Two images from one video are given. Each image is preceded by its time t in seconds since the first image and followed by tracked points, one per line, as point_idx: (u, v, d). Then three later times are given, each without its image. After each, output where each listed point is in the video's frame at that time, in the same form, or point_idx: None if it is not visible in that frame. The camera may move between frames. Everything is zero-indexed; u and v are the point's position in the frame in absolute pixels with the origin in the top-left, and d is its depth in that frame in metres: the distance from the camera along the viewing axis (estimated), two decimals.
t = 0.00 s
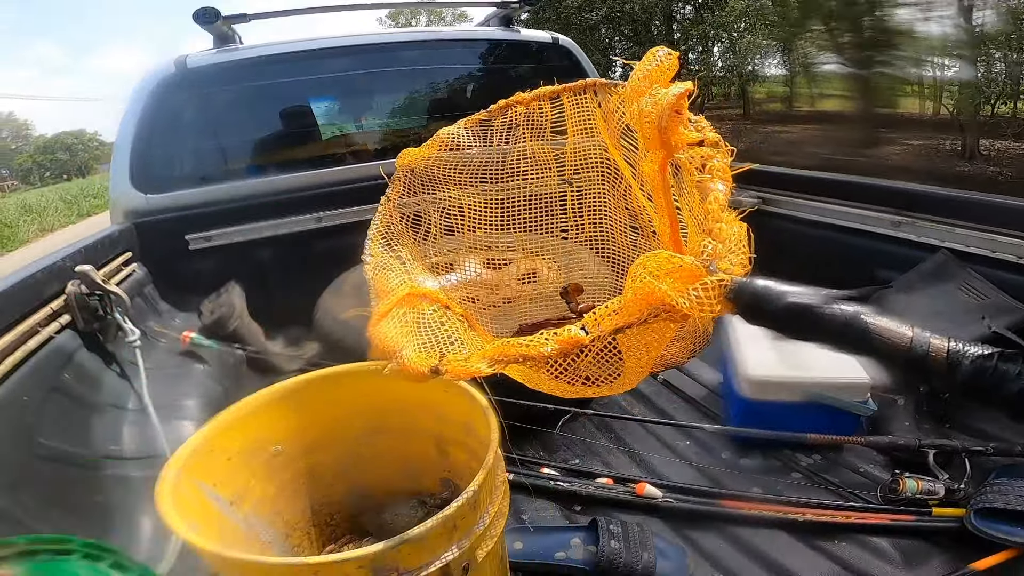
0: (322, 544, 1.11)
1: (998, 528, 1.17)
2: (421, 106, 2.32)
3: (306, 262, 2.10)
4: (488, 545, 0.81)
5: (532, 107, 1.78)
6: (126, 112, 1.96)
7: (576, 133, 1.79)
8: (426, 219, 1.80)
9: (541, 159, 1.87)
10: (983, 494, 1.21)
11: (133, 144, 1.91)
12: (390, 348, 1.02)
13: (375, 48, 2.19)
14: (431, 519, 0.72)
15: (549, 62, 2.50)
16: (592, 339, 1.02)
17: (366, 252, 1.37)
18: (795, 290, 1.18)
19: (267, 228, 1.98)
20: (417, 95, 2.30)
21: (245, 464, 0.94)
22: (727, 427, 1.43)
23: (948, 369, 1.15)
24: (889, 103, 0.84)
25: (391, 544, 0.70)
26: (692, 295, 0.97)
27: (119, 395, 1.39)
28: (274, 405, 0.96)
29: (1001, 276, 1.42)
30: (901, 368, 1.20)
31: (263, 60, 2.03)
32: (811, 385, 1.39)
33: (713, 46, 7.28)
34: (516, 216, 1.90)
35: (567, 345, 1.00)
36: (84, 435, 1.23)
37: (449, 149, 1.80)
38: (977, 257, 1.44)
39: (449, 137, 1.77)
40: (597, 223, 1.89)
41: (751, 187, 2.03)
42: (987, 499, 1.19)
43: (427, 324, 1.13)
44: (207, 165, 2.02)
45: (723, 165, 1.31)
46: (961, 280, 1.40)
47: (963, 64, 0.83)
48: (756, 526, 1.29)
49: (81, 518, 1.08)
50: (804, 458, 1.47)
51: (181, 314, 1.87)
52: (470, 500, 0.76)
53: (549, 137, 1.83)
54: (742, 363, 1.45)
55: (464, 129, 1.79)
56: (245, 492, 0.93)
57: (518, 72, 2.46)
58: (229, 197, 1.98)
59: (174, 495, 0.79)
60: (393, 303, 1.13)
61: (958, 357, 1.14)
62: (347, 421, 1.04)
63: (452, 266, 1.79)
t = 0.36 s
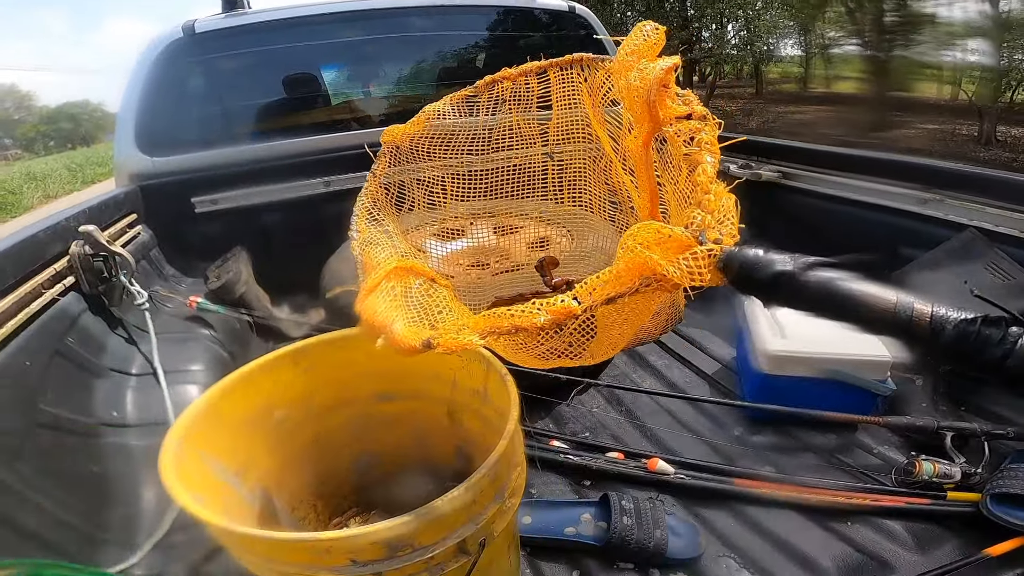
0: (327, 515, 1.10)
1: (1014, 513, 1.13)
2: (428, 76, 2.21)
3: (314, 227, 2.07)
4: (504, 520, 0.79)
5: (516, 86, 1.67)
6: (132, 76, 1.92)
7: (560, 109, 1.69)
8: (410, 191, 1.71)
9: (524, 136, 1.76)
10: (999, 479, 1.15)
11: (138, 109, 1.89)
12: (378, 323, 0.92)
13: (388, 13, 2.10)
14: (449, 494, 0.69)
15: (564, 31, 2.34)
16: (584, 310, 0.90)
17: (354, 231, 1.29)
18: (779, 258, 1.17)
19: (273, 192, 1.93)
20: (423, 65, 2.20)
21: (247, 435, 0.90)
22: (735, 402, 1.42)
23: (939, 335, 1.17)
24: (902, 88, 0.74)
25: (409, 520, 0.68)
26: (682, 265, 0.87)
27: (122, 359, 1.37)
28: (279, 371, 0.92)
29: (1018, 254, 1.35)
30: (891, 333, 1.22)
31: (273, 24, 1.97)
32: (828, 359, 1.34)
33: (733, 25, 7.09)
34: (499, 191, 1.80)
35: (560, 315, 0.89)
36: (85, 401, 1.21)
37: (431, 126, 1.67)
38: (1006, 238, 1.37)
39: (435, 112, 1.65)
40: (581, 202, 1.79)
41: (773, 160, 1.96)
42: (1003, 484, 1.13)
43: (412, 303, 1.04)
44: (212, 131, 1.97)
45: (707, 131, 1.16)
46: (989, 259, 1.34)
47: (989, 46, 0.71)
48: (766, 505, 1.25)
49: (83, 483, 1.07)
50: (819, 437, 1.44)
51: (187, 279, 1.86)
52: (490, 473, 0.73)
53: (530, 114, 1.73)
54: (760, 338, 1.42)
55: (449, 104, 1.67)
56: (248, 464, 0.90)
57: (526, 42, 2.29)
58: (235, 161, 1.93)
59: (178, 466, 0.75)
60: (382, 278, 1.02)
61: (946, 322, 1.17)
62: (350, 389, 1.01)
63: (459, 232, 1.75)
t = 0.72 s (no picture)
0: (326, 488, 1.13)
1: (992, 501, 1.15)
2: (432, 53, 2.18)
3: (315, 206, 2.07)
4: (496, 494, 0.80)
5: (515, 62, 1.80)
6: (134, 53, 1.92)
7: (557, 88, 1.81)
8: (409, 165, 1.83)
9: (522, 115, 1.87)
10: (981, 466, 1.18)
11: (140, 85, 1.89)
12: (364, 274, 1.08)
13: None
14: (442, 468, 0.70)
15: (569, 12, 2.31)
16: (571, 261, 0.98)
17: (348, 190, 1.38)
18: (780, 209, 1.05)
19: (277, 169, 1.97)
20: (426, 42, 2.17)
21: (248, 406, 0.92)
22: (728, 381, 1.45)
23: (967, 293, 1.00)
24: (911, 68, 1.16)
25: (402, 493, 0.69)
26: (666, 216, 0.90)
27: (123, 334, 1.39)
28: (279, 343, 0.94)
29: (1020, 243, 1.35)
30: (866, 278, 1.39)
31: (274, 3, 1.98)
32: (821, 341, 1.36)
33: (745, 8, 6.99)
34: (494, 165, 1.90)
35: (547, 260, 0.99)
36: (88, 375, 1.23)
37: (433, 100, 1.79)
38: (1000, 225, 1.38)
39: (431, 84, 1.75)
40: (575, 173, 1.91)
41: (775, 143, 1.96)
42: (986, 471, 1.16)
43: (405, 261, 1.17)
44: (213, 110, 1.98)
45: (693, 98, 1.16)
46: (984, 245, 1.35)
47: (997, 40, 1.13)
48: (752, 488, 1.27)
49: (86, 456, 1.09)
50: (807, 420, 1.45)
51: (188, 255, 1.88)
52: (482, 447, 0.74)
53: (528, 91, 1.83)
54: (755, 319, 1.43)
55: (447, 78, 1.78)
56: (249, 436, 0.92)
57: (530, 21, 2.25)
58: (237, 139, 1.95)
59: (178, 437, 0.77)
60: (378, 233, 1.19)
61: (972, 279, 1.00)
62: (348, 360, 1.02)
63: (460, 211, 1.84)
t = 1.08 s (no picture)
0: (313, 473, 1.11)
1: (980, 490, 1.15)
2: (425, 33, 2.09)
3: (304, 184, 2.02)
4: (484, 482, 0.79)
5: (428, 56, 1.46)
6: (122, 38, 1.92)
7: (478, 75, 1.48)
8: (340, 156, 1.52)
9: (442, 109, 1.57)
10: (971, 454, 1.18)
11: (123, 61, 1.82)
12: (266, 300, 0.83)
13: None
14: (425, 459, 0.68)
15: None
16: (495, 273, 0.79)
17: (249, 203, 1.09)
18: (698, 199, 0.83)
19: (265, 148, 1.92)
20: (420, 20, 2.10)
21: (230, 390, 0.90)
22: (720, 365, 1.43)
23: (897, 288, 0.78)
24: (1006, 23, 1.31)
25: (385, 484, 0.67)
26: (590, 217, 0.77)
27: (106, 316, 1.37)
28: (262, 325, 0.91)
29: (1019, 229, 1.29)
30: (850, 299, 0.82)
31: None
32: (811, 325, 1.34)
33: None
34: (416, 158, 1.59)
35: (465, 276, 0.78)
36: (70, 358, 1.20)
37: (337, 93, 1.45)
38: (999, 211, 1.33)
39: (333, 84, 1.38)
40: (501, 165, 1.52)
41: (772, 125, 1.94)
42: (974, 460, 1.16)
43: (312, 273, 0.94)
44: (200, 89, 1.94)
45: (619, 81, 0.95)
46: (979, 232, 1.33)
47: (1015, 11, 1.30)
48: (742, 474, 1.26)
49: (67, 440, 1.06)
50: (798, 404, 1.45)
51: (174, 236, 1.84)
52: (468, 434, 0.72)
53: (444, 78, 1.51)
54: (751, 303, 1.42)
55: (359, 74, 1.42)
56: (231, 421, 0.91)
57: None
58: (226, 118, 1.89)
59: (155, 425, 0.74)
60: (277, 252, 0.93)
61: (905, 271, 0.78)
62: (327, 348, 0.99)
63: (452, 188, 1.53)
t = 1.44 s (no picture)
0: (307, 456, 1.10)
1: (977, 477, 1.14)
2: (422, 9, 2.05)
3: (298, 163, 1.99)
4: (478, 465, 0.77)
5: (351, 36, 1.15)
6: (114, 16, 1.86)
7: (412, 56, 1.17)
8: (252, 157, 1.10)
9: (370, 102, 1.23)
10: (969, 440, 1.17)
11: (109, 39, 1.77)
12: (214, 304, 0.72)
13: None
14: (416, 441, 0.67)
15: None
16: (440, 253, 0.72)
17: (182, 199, 0.90)
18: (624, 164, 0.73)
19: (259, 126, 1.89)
20: None
21: (220, 367, 0.89)
22: (720, 345, 1.42)
23: (872, 266, 0.59)
24: None
25: (375, 469, 0.65)
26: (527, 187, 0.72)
27: (99, 296, 1.35)
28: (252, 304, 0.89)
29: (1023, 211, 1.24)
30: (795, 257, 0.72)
31: None
32: (810, 304, 1.33)
33: None
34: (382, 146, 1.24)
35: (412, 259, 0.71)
36: (60, 340, 1.18)
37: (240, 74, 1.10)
38: (1003, 192, 1.28)
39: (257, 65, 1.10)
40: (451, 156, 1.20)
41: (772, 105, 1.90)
42: (973, 445, 1.15)
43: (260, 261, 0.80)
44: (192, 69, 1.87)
45: (549, 46, 0.90)
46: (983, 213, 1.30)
47: None
48: (740, 458, 1.26)
49: (58, 424, 1.05)
50: (797, 384, 1.44)
51: (167, 216, 1.82)
52: (461, 416, 0.71)
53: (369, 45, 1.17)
54: (750, 282, 1.41)
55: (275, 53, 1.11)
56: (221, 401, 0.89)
57: None
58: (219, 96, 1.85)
59: (140, 404, 0.73)
60: (217, 246, 0.78)
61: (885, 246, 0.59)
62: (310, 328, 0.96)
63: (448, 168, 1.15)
